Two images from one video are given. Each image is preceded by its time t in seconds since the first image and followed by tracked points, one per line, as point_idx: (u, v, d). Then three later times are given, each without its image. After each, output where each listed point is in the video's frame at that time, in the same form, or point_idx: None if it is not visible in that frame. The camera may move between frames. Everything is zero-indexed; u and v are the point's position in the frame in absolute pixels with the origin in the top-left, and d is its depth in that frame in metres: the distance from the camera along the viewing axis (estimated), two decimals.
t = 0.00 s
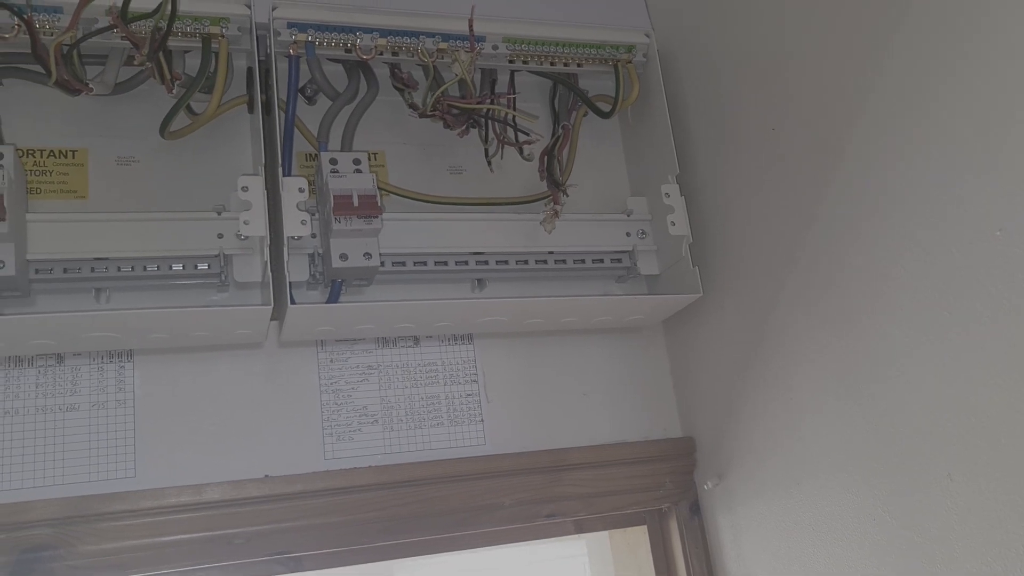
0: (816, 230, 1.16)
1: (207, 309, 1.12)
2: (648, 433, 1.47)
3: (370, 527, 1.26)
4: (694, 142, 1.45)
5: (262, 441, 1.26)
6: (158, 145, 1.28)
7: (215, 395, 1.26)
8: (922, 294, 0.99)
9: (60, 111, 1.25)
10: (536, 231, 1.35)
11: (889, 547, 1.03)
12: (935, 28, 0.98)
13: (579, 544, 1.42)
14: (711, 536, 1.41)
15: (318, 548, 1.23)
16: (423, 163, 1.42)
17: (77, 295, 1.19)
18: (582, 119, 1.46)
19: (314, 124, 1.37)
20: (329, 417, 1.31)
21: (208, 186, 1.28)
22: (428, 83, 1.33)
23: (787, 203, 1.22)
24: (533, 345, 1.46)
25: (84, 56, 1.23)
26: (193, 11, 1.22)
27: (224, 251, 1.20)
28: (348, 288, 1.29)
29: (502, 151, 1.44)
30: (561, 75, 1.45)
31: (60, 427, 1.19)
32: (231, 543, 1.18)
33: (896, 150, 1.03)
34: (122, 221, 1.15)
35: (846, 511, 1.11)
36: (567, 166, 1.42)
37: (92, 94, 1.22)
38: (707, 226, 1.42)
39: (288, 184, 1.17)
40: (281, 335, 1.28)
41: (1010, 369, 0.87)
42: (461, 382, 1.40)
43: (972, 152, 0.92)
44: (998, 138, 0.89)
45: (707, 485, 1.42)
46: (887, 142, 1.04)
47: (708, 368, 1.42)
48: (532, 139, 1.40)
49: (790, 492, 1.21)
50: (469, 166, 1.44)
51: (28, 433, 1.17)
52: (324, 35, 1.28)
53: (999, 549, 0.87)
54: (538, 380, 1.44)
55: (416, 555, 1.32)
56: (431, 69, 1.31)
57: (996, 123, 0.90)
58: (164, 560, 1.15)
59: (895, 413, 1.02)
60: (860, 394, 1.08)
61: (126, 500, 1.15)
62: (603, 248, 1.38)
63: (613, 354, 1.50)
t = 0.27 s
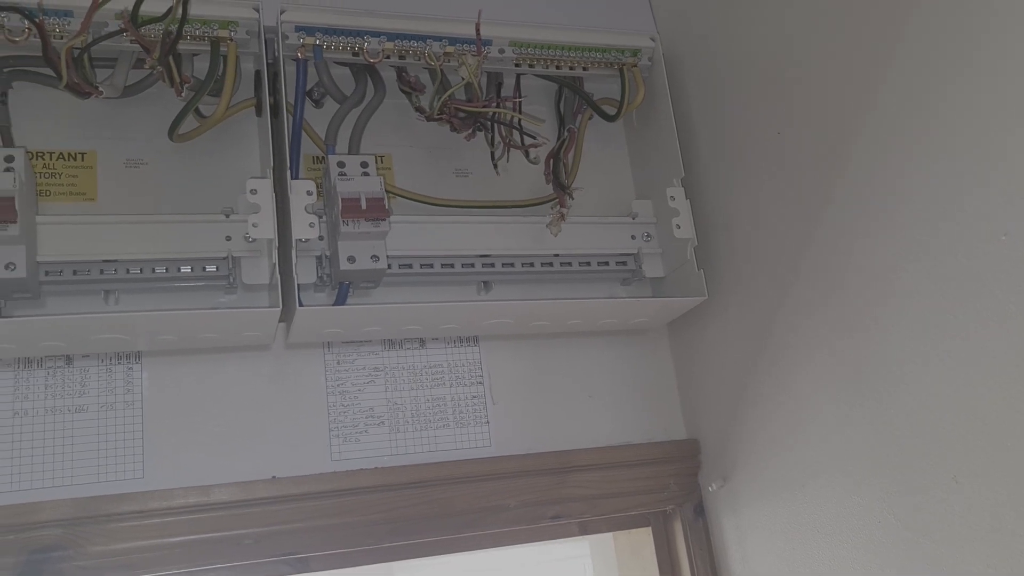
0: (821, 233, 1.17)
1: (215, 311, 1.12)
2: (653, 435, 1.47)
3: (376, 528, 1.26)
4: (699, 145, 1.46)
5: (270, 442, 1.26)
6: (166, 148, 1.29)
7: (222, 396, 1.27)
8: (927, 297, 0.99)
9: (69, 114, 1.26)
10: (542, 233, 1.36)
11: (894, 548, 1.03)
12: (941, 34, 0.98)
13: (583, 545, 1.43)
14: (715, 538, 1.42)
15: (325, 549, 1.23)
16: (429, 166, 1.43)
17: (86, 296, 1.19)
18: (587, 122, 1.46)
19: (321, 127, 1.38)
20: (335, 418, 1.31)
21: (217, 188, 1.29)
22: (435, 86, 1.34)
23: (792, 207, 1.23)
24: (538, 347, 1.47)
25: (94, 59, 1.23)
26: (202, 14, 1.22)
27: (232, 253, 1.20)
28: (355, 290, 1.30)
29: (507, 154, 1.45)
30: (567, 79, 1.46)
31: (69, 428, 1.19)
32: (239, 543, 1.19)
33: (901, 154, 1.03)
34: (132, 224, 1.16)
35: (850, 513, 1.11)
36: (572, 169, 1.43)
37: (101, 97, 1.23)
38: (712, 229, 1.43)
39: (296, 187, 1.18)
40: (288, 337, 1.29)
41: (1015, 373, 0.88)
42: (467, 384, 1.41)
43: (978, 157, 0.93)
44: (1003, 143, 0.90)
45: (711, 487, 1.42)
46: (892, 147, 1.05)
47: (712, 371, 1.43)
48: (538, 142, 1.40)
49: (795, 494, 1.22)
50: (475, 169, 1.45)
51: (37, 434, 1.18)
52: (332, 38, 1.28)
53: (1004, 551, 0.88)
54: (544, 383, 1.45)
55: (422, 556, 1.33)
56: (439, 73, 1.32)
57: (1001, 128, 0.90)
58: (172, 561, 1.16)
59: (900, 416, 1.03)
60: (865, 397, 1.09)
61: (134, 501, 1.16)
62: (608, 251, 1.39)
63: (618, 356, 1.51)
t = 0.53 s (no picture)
0: (824, 236, 1.17)
1: (220, 312, 1.13)
2: (655, 437, 1.48)
3: (379, 529, 1.26)
4: (702, 147, 1.46)
5: (274, 443, 1.27)
6: (171, 149, 1.29)
7: (226, 397, 1.27)
8: (930, 299, 0.99)
9: (74, 115, 1.26)
10: (545, 235, 1.36)
11: (897, 550, 1.03)
12: (945, 37, 0.99)
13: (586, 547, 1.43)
14: (717, 540, 1.42)
15: (328, 550, 1.23)
16: (433, 167, 1.43)
17: (91, 297, 1.20)
18: (590, 124, 1.46)
19: (325, 129, 1.38)
20: (339, 419, 1.32)
21: (221, 190, 1.29)
22: (439, 89, 1.35)
23: (795, 209, 1.23)
24: (542, 348, 1.47)
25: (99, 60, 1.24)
26: (207, 16, 1.22)
27: (236, 254, 1.20)
28: (358, 291, 1.30)
29: (511, 156, 1.45)
30: (571, 81, 1.46)
31: (73, 429, 1.20)
32: (243, 544, 1.19)
33: (905, 157, 1.04)
34: (137, 225, 1.16)
35: (853, 515, 1.11)
36: (575, 171, 1.43)
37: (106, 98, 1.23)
38: (714, 231, 1.43)
39: (300, 189, 1.18)
40: (292, 338, 1.29)
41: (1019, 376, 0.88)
42: (470, 385, 1.41)
43: (981, 159, 0.93)
44: (1007, 146, 0.90)
45: (714, 489, 1.42)
46: (896, 149, 1.05)
47: (715, 373, 1.43)
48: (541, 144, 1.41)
49: (798, 495, 1.22)
50: (479, 171, 1.45)
51: (41, 435, 1.18)
52: (337, 40, 1.28)
53: (1007, 552, 0.88)
54: (547, 384, 1.45)
55: (424, 557, 1.33)
56: (443, 75, 1.32)
57: (1005, 131, 0.91)
58: (176, 561, 1.16)
59: (903, 418, 1.03)
60: (868, 399, 1.09)
61: (138, 501, 1.16)
62: (611, 253, 1.39)
63: (621, 358, 1.51)
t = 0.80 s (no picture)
0: (823, 237, 1.17)
1: (218, 312, 1.13)
2: (654, 437, 1.48)
3: (377, 530, 1.26)
4: (701, 148, 1.46)
5: (272, 443, 1.27)
6: (170, 149, 1.29)
7: (224, 397, 1.27)
8: (928, 300, 1.00)
9: (73, 115, 1.26)
10: (544, 236, 1.36)
11: (895, 551, 1.04)
12: (944, 38, 0.99)
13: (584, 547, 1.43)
14: (715, 540, 1.42)
15: (326, 550, 1.23)
16: (431, 168, 1.43)
17: (89, 297, 1.19)
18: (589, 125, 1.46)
19: (324, 129, 1.38)
20: (337, 419, 1.32)
21: (220, 190, 1.29)
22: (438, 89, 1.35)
23: (794, 210, 1.23)
24: (540, 349, 1.47)
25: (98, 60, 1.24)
26: (206, 16, 1.23)
27: (235, 254, 1.21)
28: (357, 292, 1.30)
29: (509, 156, 1.45)
30: (569, 82, 1.46)
31: (71, 428, 1.20)
32: (241, 544, 1.19)
33: (903, 158, 1.04)
34: (135, 224, 1.16)
35: (851, 516, 1.11)
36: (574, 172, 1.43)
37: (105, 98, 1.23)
38: (713, 232, 1.43)
39: (299, 189, 1.19)
40: (290, 338, 1.29)
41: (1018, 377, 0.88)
42: (469, 385, 1.41)
43: (980, 160, 0.93)
44: (1005, 147, 0.90)
45: (712, 489, 1.42)
46: (895, 150, 1.05)
47: (714, 374, 1.43)
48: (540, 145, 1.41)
49: (796, 496, 1.22)
50: (477, 171, 1.45)
51: (40, 434, 1.18)
52: (335, 41, 1.29)
53: (1005, 552, 0.88)
54: (545, 384, 1.45)
55: (422, 557, 1.33)
56: (441, 75, 1.32)
57: (1004, 132, 0.91)
58: (174, 561, 1.16)
59: (901, 419, 1.03)
60: (867, 400, 1.09)
61: (136, 501, 1.16)
62: (609, 253, 1.39)
63: (619, 358, 1.51)
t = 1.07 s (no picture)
0: (821, 238, 1.17)
1: (215, 312, 1.12)
2: (652, 438, 1.48)
3: (374, 530, 1.26)
4: (699, 149, 1.46)
5: (269, 443, 1.26)
6: (167, 149, 1.29)
7: (221, 397, 1.27)
8: (927, 301, 0.99)
9: (70, 114, 1.26)
10: (542, 236, 1.36)
11: (892, 552, 1.03)
12: (942, 38, 0.99)
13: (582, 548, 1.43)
14: (713, 541, 1.42)
15: (323, 550, 1.23)
16: (429, 168, 1.43)
17: (86, 296, 1.19)
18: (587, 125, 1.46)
19: (322, 129, 1.38)
20: (335, 420, 1.31)
21: (217, 189, 1.29)
22: (436, 89, 1.35)
23: (792, 210, 1.23)
24: (538, 349, 1.47)
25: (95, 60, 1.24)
26: (204, 16, 1.22)
27: (232, 254, 1.20)
28: (354, 292, 1.30)
29: (508, 156, 1.45)
30: (568, 82, 1.46)
31: (67, 428, 1.19)
32: (238, 544, 1.19)
33: (902, 159, 1.04)
34: (132, 224, 1.16)
35: (849, 517, 1.11)
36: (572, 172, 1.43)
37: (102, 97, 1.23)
38: (711, 232, 1.43)
39: (297, 189, 1.18)
40: (287, 338, 1.29)
41: (1016, 378, 0.88)
42: (466, 386, 1.41)
43: (979, 161, 0.93)
44: (1004, 148, 0.90)
45: (710, 490, 1.42)
46: (893, 151, 1.05)
47: (712, 374, 1.43)
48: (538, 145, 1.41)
49: (794, 497, 1.22)
50: (475, 171, 1.45)
51: (36, 434, 1.18)
52: (333, 40, 1.29)
53: (1002, 553, 0.88)
54: (543, 385, 1.45)
55: (420, 558, 1.33)
56: (439, 75, 1.32)
57: (1002, 133, 0.91)
58: (170, 561, 1.16)
59: (899, 420, 1.03)
60: (865, 401, 1.09)
61: (133, 501, 1.16)
62: (608, 253, 1.39)
63: (617, 359, 1.51)
